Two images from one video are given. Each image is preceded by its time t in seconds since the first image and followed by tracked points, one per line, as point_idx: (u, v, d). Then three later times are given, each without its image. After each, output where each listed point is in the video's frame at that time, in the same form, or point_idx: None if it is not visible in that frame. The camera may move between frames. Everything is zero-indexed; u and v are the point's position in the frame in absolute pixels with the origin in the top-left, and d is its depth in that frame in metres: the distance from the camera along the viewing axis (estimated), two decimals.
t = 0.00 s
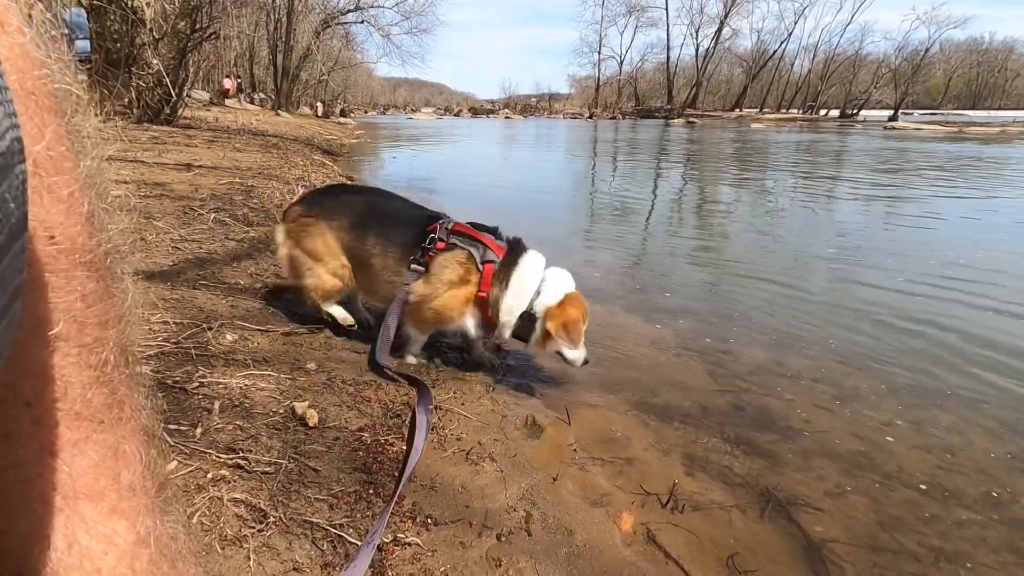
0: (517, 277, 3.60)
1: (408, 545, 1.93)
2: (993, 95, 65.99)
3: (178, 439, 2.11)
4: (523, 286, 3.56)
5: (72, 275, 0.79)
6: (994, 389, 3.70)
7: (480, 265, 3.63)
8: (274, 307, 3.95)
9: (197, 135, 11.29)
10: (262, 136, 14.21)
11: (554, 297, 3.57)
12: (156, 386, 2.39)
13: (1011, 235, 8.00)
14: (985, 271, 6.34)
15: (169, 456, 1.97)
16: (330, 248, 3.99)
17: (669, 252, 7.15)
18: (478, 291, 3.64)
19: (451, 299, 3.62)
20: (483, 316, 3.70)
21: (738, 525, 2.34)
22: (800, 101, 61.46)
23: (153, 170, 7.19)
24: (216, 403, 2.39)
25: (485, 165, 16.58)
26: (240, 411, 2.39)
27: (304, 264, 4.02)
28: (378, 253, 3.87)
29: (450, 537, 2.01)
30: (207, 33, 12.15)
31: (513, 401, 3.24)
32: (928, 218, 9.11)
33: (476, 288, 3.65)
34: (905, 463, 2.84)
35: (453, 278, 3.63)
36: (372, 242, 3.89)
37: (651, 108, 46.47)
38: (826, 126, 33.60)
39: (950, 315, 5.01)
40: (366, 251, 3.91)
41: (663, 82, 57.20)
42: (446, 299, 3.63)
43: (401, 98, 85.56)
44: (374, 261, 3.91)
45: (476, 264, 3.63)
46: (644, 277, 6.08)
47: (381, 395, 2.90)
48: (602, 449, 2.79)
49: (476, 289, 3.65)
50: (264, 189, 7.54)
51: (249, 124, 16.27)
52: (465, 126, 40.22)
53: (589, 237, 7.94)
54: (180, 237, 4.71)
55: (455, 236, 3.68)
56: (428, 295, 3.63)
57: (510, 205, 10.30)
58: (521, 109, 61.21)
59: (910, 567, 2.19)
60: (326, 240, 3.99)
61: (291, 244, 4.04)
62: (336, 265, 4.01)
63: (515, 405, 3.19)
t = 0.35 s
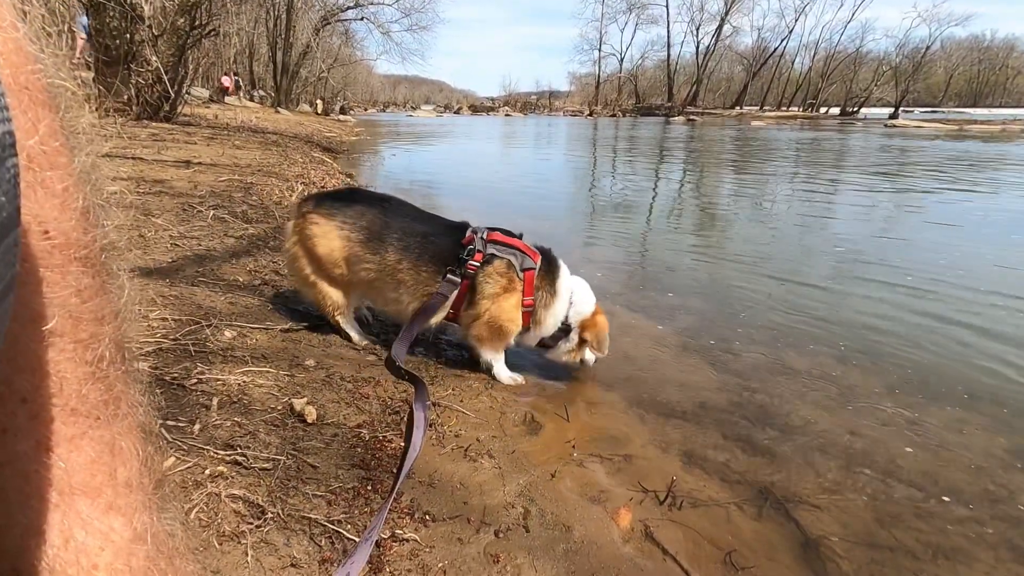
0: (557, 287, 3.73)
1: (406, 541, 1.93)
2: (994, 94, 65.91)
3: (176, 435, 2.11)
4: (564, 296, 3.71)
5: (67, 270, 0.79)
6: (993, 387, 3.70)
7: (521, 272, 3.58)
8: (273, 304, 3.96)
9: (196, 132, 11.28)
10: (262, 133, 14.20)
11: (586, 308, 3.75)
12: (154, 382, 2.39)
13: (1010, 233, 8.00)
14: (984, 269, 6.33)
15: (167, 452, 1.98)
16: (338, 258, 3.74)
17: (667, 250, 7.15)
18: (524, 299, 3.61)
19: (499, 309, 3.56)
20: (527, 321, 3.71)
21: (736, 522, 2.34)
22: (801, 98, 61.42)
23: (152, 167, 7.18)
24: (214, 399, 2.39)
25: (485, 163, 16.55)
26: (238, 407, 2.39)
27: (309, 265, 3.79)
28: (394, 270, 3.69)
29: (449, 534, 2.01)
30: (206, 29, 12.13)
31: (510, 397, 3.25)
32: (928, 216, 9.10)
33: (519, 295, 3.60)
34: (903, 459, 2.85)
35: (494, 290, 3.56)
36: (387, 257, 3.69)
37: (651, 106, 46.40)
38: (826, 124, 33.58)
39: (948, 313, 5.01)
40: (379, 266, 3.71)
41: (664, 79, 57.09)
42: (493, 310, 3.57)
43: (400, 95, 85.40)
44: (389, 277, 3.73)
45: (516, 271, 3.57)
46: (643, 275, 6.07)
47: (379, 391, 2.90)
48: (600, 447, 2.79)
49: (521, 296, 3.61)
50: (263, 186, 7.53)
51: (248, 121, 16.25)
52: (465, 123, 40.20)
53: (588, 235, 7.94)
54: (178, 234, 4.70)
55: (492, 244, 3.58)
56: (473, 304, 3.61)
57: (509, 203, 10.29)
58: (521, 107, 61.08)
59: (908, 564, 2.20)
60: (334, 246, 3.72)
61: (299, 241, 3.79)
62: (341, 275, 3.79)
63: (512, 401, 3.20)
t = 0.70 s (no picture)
0: (573, 286, 3.78)
1: (404, 537, 1.94)
2: (993, 92, 65.85)
3: (173, 432, 2.11)
4: (582, 294, 3.76)
5: (67, 268, 0.78)
6: (990, 385, 3.70)
7: (542, 275, 3.61)
8: (273, 300, 3.97)
9: (195, 129, 11.27)
10: (260, 130, 14.19)
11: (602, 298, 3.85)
12: (152, 379, 2.39)
13: (1009, 232, 8.00)
14: (982, 268, 6.33)
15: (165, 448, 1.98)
16: (357, 260, 3.70)
17: (665, 248, 7.16)
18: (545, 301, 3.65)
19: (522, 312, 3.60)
20: (548, 321, 3.75)
21: (734, 519, 2.35)
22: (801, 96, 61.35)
23: (150, 164, 7.17)
24: (212, 396, 2.39)
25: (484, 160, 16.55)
26: (236, 404, 2.39)
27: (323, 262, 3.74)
28: (417, 276, 3.68)
29: (446, 530, 2.02)
30: (205, 26, 12.10)
31: (507, 394, 3.25)
32: (926, 215, 9.10)
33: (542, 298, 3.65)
34: (900, 457, 2.86)
35: (519, 293, 3.57)
36: (388, 254, 3.69)
37: (651, 103, 46.32)
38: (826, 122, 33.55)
39: (946, 312, 5.01)
40: (403, 271, 3.69)
41: (663, 77, 56.99)
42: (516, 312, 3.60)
43: (400, 93, 85.23)
44: (412, 282, 3.71)
45: (538, 274, 3.60)
46: (641, 272, 6.08)
47: (377, 388, 2.90)
48: (598, 444, 2.79)
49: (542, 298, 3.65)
50: (262, 183, 7.52)
51: (247, 118, 16.22)
52: (464, 121, 40.15)
53: (587, 233, 7.94)
54: (177, 231, 4.70)
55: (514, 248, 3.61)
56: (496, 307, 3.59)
57: (508, 201, 10.29)
58: (521, 105, 61.00)
59: (904, 561, 2.20)
60: (355, 248, 3.68)
61: (315, 238, 3.73)
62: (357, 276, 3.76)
63: (510, 398, 3.21)
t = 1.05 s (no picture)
0: (577, 275, 3.83)
1: (400, 534, 1.93)
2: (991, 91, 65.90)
3: (169, 428, 2.10)
4: (585, 284, 3.81)
5: (60, 264, 0.77)
6: (987, 382, 3.70)
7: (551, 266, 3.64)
8: (270, 298, 3.95)
9: (192, 127, 11.23)
10: (257, 128, 14.17)
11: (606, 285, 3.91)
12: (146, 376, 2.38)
13: (1006, 229, 8.00)
14: (979, 265, 6.33)
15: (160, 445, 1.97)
16: (375, 259, 3.73)
17: (663, 245, 7.16)
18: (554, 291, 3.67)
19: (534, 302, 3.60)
20: (559, 312, 3.77)
21: (732, 515, 2.35)
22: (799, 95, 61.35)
23: (147, 162, 7.15)
24: (207, 393, 2.38)
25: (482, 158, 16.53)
26: (232, 401, 2.39)
27: (337, 260, 3.73)
28: (438, 273, 3.71)
29: (442, 527, 2.02)
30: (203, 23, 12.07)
31: (504, 392, 3.25)
32: (924, 213, 9.10)
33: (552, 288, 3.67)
34: (897, 453, 2.86)
35: (531, 283, 3.58)
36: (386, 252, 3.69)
37: (649, 101, 46.28)
38: (824, 120, 33.54)
39: (943, 309, 5.02)
40: (423, 270, 3.73)
41: (662, 75, 56.94)
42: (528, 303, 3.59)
43: (398, 91, 85.08)
44: (432, 280, 3.74)
45: (547, 265, 3.63)
46: (639, 270, 6.08)
47: (374, 385, 2.90)
48: (595, 440, 2.80)
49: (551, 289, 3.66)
50: (259, 181, 7.51)
51: (244, 116, 16.18)
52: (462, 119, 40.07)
53: (585, 231, 7.94)
54: (173, 229, 4.69)
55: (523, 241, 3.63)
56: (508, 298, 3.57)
57: (506, 198, 10.28)
58: (519, 102, 60.91)
59: (901, 556, 2.21)
60: (374, 247, 3.71)
61: (329, 236, 3.71)
62: (371, 275, 3.77)
63: (507, 396, 3.20)
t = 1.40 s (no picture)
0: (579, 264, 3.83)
1: (397, 532, 1.93)
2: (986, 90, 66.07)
3: (165, 428, 2.09)
4: (585, 270, 3.80)
5: (59, 269, 0.77)
6: (983, 380, 3.72)
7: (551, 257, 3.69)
8: (268, 297, 3.93)
9: (187, 125, 11.17)
10: (253, 126, 14.10)
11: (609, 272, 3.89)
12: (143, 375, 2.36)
13: (1001, 228, 8.03)
14: (975, 264, 6.34)
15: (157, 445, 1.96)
16: (381, 253, 3.73)
17: (660, 243, 7.16)
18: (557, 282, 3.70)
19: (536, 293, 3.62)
20: (564, 303, 3.78)
21: (729, 512, 2.36)
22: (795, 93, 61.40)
23: (142, 160, 7.10)
24: (204, 392, 2.37)
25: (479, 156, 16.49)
26: (228, 400, 2.38)
27: (342, 254, 3.70)
28: (445, 267, 3.71)
29: (440, 525, 2.02)
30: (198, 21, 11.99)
31: (502, 390, 3.24)
32: (920, 211, 9.12)
33: (552, 278, 3.69)
34: (893, 450, 2.87)
35: (532, 273, 3.62)
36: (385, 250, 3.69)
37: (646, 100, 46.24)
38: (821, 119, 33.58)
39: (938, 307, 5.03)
40: (428, 265, 3.73)
41: (659, 74, 56.91)
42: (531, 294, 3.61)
43: (394, 89, 84.85)
44: (437, 274, 3.74)
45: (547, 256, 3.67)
46: (636, 268, 6.08)
47: (371, 384, 2.90)
48: (593, 439, 2.80)
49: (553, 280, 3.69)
50: (255, 179, 7.47)
51: (240, 115, 16.09)
52: (459, 118, 39.99)
53: (582, 229, 7.93)
54: (169, 227, 4.66)
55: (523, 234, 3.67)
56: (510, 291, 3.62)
57: (503, 197, 10.26)
58: (516, 101, 60.80)
59: (898, 553, 2.21)
60: (381, 241, 3.71)
61: (335, 229, 3.68)
62: (377, 269, 3.77)
63: (504, 394, 3.19)
